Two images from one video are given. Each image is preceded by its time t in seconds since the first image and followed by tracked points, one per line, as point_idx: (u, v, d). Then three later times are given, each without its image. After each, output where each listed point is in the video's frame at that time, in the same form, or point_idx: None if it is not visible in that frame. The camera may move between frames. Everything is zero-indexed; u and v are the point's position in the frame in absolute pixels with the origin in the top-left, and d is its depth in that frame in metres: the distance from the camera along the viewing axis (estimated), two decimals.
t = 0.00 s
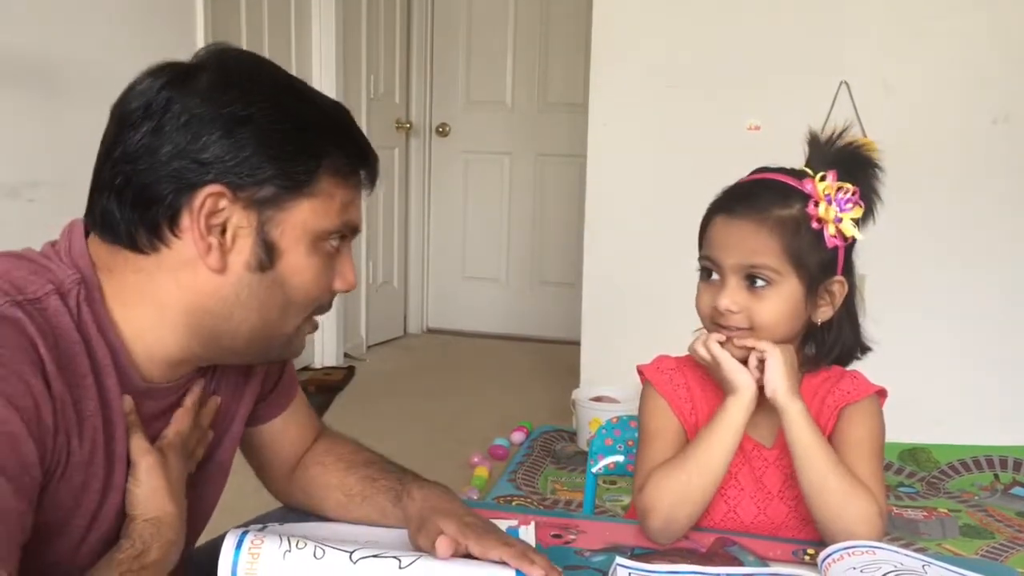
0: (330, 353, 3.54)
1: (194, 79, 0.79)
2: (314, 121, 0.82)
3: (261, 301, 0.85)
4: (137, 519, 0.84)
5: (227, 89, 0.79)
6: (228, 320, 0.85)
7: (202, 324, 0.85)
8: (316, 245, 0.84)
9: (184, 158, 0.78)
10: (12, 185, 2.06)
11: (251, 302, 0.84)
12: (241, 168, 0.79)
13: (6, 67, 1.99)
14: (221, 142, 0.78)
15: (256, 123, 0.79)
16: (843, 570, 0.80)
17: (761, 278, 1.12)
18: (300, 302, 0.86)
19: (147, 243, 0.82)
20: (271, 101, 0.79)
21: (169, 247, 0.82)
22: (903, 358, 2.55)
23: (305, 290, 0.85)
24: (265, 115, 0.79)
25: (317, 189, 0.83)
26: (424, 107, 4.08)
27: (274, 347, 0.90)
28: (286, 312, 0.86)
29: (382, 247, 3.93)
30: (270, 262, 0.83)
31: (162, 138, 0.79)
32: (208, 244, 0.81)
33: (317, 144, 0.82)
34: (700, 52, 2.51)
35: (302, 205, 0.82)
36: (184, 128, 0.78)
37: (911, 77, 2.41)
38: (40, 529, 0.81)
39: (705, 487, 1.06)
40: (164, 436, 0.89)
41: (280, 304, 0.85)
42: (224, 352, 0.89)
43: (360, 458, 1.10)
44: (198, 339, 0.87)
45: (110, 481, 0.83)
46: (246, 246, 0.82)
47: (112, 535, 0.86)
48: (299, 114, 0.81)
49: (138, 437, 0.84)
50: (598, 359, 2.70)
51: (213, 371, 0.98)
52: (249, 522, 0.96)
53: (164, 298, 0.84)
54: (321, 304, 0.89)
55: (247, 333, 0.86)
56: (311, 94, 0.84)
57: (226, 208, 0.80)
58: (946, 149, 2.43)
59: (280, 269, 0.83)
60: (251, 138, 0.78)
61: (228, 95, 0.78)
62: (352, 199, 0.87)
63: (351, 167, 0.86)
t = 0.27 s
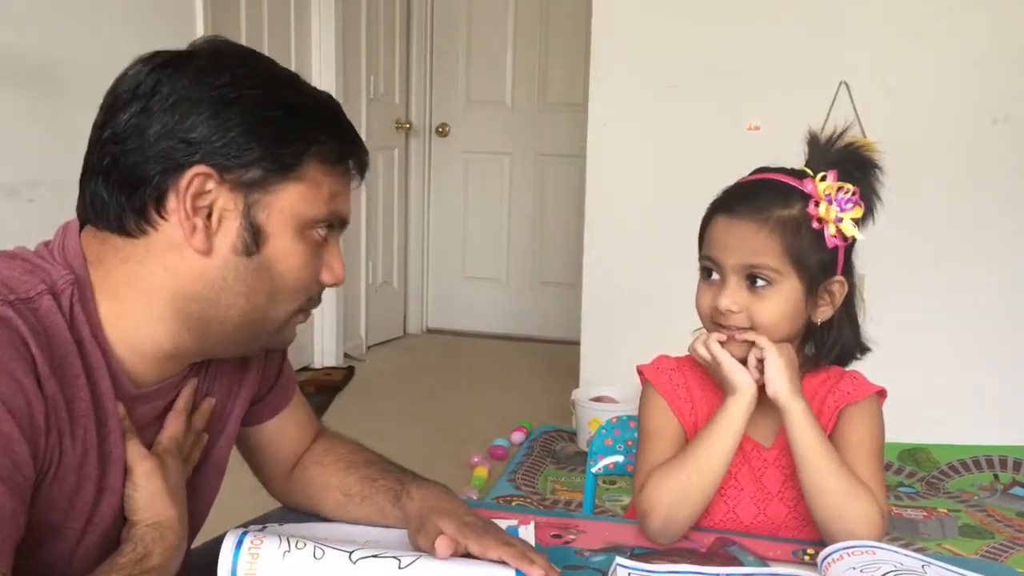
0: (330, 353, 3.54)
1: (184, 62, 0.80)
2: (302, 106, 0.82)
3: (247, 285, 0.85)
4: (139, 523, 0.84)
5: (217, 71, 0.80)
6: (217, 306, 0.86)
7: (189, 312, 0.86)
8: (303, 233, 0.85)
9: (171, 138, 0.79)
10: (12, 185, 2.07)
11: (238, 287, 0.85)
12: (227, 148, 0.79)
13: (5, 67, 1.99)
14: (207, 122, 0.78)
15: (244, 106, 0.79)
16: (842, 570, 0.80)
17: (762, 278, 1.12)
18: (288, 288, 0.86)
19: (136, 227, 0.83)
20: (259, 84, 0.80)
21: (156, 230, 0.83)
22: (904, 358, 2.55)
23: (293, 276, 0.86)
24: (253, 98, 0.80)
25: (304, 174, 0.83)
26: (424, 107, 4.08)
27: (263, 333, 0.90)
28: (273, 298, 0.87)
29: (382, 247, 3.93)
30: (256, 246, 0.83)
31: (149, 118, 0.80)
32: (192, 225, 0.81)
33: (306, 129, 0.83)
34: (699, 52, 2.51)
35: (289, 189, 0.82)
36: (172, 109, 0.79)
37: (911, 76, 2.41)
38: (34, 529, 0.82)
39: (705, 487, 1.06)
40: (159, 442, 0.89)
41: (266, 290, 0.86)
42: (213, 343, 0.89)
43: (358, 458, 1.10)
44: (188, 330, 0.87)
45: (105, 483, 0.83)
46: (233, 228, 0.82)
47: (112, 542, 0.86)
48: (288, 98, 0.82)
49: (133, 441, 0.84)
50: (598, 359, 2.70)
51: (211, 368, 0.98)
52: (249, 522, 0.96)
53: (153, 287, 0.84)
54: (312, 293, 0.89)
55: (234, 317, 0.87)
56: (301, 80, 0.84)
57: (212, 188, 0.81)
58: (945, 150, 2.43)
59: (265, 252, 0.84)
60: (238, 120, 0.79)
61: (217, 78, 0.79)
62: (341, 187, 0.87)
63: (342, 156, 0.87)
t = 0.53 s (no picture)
0: (329, 352, 3.54)
1: (174, 60, 0.80)
2: (294, 102, 0.82)
3: (243, 283, 0.85)
4: (137, 523, 0.84)
5: (207, 69, 0.79)
6: (213, 305, 0.85)
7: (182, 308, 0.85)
8: (299, 228, 0.85)
9: (163, 138, 0.79)
10: (11, 184, 2.06)
11: (233, 284, 0.85)
12: (219, 146, 0.79)
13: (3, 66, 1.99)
14: (198, 120, 0.78)
15: (235, 103, 0.79)
16: (841, 568, 0.80)
17: (760, 277, 1.12)
18: (285, 284, 0.86)
19: (131, 227, 0.83)
20: (249, 80, 0.80)
21: (151, 231, 0.82)
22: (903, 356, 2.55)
23: (290, 273, 0.85)
24: (244, 95, 0.80)
25: (297, 169, 0.83)
26: (422, 106, 4.08)
27: (261, 331, 0.90)
28: (271, 295, 0.87)
29: (382, 246, 3.93)
30: (252, 243, 0.83)
31: (140, 118, 0.79)
32: (187, 224, 0.81)
33: (299, 125, 0.82)
34: (698, 50, 2.51)
35: (282, 184, 0.82)
36: (162, 109, 0.79)
37: (909, 74, 2.41)
38: (30, 529, 0.81)
39: (704, 486, 1.06)
40: (155, 442, 0.89)
41: (263, 287, 0.86)
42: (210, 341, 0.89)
43: (357, 456, 1.10)
44: (186, 328, 0.86)
45: (102, 483, 0.83)
46: (228, 226, 0.82)
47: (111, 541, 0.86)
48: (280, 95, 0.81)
49: (128, 442, 0.84)
50: (597, 358, 2.70)
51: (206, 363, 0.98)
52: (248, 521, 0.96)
53: (148, 287, 0.84)
54: (310, 288, 0.89)
55: (233, 316, 0.87)
56: (293, 76, 0.84)
57: (206, 186, 0.81)
58: (943, 148, 2.44)
59: (262, 249, 0.84)
60: (230, 117, 0.79)
61: (207, 76, 0.79)
62: (337, 182, 0.87)
63: (337, 151, 0.86)
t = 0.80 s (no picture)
0: (327, 348, 3.54)
1: (171, 57, 0.80)
2: (292, 98, 0.82)
3: (244, 279, 0.85)
4: (137, 520, 0.83)
5: (204, 65, 0.79)
6: (214, 302, 0.86)
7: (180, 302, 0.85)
8: (298, 224, 0.85)
9: (161, 134, 0.79)
10: (9, 180, 2.06)
11: (233, 280, 0.85)
12: (218, 142, 0.79)
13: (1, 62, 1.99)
14: (196, 116, 0.78)
15: (233, 98, 0.79)
16: (839, 564, 0.80)
17: (758, 273, 1.12)
18: (286, 280, 0.86)
19: (130, 225, 0.83)
20: (247, 76, 0.80)
21: (150, 229, 0.82)
22: (901, 352, 2.55)
23: (291, 269, 0.86)
24: (241, 91, 0.80)
25: (296, 165, 0.83)
26: (421, 101, 4.07)
27: (261, 328, 0.90)
28: (273, 292, 0.87)
29: (380, 242, 3.93)
30: (252, 238, 0.83)
31: (138, 115, 0.79)
32: (186, 221, 0.81)
33: (297, 121, 0.83)
34: (697, 46, 2.51)
35: (282, 180, 0.83)
36: (160, 105, 0.79)
37: (907, 69, 2.41)
38: (32, 527, 0.81)
39: (703, 483, 1.06)
40: (156, 439, 0.89)
41: (265, 284, 0.86)
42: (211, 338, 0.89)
43: (356, 453, 1.10)
44: (187, 324, 0.87)
45: (102, 481, 0.83)
46: (227, 222, 0.82)
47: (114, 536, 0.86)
48: (278, 91, 0.81)
49: (129, 440, 0.84)
50: (596, 354, 2.70)
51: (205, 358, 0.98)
52: (246, 517, 0.96)
53: (149, 284, 0.84)
54: (309, 283, 0.89)
55: (234, 313, 0.87)
56: (290, 72, 0.84)
57: (204, 183, 0.81)
58: (942, 144, 2.44)
59: (261, 245, 0.84)
60: (227, 113, 0.79)
61: (205, 72, 0.79)
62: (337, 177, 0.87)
63: (335, 146, 0.86)
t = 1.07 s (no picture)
0: (327, 341, 3.54)
1: (173, 56, 0.80)
2: (293, 96, 0.82)
3: (246, 276, 0.85)
4: (136, 513, 0.84)
5: (205, 64, 0.79)
6: (218, 299, 0.86)
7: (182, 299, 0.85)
8: (303, 222, 0.85)
9: (163, 133, 0.79)
10: (8, 174, 2.06)
11: (235, 278, 0.85)
12: (221, 141, 0.79)
13: None
14: (198, 115, 0.78)
15: (234, 97, 0.79)
16: (838, 556, 0.80)
17: (757, 265, 1.12)
18: (292, 279, 0.87)
19: (133, 223, 0.83)
20: (248, 74, 0.80)
21: (153, 228, 0.82)
22: (901, 345, 2.55)
23: (295, 266, 0.86)
24: (243, 90, 0.79)
25: (299, 164, 0.83)
26: (420, 95, 4.07)
27: (264, 326, 0.90)
28: (277, 289, 0.87)
29: (379, 236, 3.93)
30: (254, 238, 0.84)
31: (140, 114, 0.79)
32: (189, 221, 0.81)
33: (300, 120, 0.82)
34: (696, 38, 2.51)
35: (284, 178, 0.83)
36: (162, 105, 0.79)
37: (907, 62, 2.41)
38: (33, 522, 0.81)
39: (703, 476, 1.06)
40: (154, 431, 0.89)
41: (268, 283, 0.86)
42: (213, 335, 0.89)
43: (356, 447, 1.10)
44: (188, 319, 0.87)
45: (102, 474, 0.83)
46: (230, 221, 0.83)
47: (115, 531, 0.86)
48: (280, 89, 0.81)
49: (127, 434, 0.84)
50: (595, 347, 2.70)
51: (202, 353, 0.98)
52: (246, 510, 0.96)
53: (150, 282, 0.84)
54: (314, 280, 0.89)
55: (238, 311, 0.87)
56: (292, 69, 0.84)
57: (207, 181, 0.81)
58: (941, 136, 2.43)
59: (264, 244, 0.84)
60: (230, 113, 0.79)
61: (206, 71, 0.79)
62: (340, 173, 0.87)
63: (339, 143, 0.86)
